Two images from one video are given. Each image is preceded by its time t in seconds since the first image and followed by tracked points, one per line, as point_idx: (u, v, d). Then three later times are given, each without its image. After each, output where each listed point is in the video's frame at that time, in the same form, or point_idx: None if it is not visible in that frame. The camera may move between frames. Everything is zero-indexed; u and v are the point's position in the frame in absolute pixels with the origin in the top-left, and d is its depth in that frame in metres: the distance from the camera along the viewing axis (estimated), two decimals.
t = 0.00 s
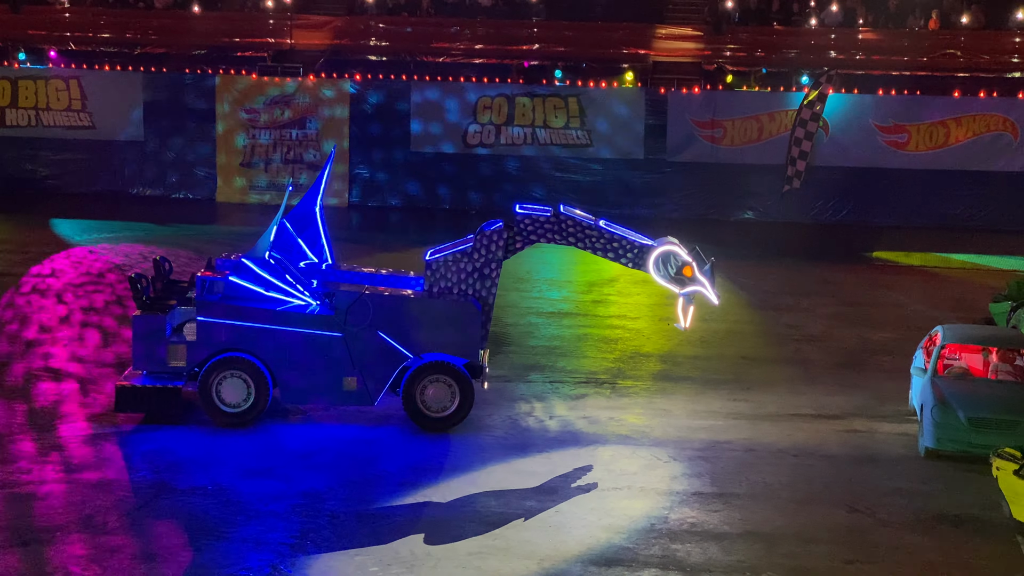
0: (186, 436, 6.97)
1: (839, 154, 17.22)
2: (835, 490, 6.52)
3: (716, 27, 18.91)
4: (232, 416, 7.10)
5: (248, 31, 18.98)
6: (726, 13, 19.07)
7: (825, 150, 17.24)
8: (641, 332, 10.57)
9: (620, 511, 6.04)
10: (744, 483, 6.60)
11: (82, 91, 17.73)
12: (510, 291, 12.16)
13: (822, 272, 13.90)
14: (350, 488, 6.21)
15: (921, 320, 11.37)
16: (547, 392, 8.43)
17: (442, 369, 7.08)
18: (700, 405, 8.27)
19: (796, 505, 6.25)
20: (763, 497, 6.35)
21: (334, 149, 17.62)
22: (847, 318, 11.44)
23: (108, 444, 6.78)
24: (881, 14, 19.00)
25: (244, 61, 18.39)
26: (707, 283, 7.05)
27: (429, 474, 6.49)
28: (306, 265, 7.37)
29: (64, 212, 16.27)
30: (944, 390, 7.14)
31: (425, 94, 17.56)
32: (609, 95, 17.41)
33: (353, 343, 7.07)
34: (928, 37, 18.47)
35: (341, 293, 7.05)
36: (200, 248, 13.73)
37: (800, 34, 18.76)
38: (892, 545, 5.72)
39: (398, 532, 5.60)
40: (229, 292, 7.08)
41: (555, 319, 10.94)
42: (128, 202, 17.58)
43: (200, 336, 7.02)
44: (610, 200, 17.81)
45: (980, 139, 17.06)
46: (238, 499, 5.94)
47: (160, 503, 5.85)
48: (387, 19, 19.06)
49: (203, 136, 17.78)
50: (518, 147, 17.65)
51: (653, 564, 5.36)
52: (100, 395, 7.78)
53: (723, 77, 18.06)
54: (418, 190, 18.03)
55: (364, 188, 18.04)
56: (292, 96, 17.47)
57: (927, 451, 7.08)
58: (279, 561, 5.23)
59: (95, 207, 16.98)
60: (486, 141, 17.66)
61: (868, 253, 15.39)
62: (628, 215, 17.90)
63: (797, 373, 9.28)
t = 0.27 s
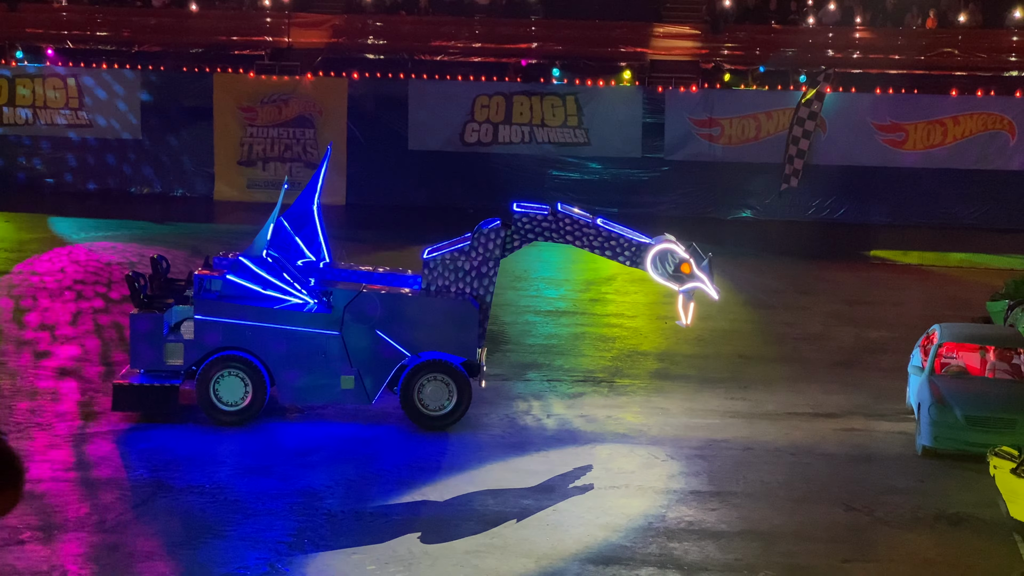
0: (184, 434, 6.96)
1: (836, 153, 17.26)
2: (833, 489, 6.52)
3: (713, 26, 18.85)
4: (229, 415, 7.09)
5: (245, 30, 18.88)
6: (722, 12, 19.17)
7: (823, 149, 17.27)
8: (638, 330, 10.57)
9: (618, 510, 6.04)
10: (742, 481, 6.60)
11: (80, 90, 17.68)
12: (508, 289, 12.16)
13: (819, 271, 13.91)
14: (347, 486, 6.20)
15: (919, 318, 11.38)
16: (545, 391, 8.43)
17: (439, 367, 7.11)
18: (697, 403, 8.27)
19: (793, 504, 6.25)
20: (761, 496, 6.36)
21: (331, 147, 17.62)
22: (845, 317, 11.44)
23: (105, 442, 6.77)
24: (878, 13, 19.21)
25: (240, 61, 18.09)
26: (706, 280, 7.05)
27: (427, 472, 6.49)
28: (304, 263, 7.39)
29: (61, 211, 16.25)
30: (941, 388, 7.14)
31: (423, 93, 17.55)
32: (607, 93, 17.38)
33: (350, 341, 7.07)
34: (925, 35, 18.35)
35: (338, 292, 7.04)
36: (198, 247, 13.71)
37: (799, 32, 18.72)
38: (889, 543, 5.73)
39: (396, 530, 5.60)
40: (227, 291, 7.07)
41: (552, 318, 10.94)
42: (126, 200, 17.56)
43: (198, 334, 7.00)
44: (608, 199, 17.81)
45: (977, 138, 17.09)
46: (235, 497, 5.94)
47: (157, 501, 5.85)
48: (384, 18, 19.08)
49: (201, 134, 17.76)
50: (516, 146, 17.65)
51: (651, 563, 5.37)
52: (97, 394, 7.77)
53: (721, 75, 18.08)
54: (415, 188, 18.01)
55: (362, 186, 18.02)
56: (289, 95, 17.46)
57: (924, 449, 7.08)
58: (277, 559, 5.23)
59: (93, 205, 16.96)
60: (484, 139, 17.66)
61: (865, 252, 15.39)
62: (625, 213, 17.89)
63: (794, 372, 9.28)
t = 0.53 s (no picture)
0: (182, 433, 6.96)
1: (836, 152, 17.33)
2: (831, 487, 6.53)
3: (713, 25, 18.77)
4: (228, 413, 7.09)
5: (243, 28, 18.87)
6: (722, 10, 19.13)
7: (822, 147, 17.33)
8: (637, 328, 10.58)
9: (616, 508, 6.05)
10: (741, 479, 6.61)
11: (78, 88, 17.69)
12: (507, 287, 12.16)
13: (818, 269, 13.91)
14: (346, 484, 6.21)
15: (917, 317, 11.39)
16: (544, 389, 8.44)
17: (438, 365, 7.14)
18: (697, 401, 8.28)
19: (792, 502, 6.26)
20: (760, 494, 6.37)
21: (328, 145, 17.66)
22: (844, 315, 11.45)
23: (104, 440, 6.77)
24: (878, 11, 19.40)
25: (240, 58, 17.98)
26: (706, 276, 7.04)
27: (426, 470, 6.49)
28: (304, 262, 7.30)
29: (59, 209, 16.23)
30: (940, 387, 7.16)
31: (423, 91, 17.59)
32: (606, 91, 17.38)
33: (349, 340, 7.07)
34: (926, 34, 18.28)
35: (337, 290, 7.05)
36: (196, 245, 13.70)
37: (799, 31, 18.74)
38: (888, 541, 5.73)
39: (395, 529, 5.60)
40: (226, 289, 7.09)
41: (552, 316, 10.94)
42: (124, 199, 17.54)
43: (196, 332, 7.00)
44: (607, 197, 17.80)
45: (975, 136, 17.11)
46: (234, 496, 5.94)
47: (156, 499, 5.85)
48: (383, 16, 18.93)
49: (199, 132, 17.74)
50: (515, 144, 17.65)
51: (650, 561, 5.37)
52: (96, 392, 7.77)
53: (721, 74, 17.53)
54: (414, 186, 18.00)
55: (360, 184, 18.01)
56: (288, 94, 17.50)
57: (923, 447, 7.09)
58: (276, 557, 5.23)
59: (91, 203, 16.95)
60: (483, 137, 17.66)
61: (864, 251, 15.39)
62: (624, 211, 17.88)
63: (794, 370, 9.29)
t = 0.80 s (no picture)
0: (182, 429, 6.96)
1: (836, 149, 17.35)
2: (831, 484, 6.53)
3: (713, 22, 18.91)
4: (228, 410, 7.10)
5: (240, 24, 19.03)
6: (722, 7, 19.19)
7: (822, 144, 17.36)
8: (636, 325, 10.58)
9: (615, 505, 6.06)
10: (740, 476, 6.62)
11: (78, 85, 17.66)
12: (506, 284, 12.16)
13: (817, 266, 13.92)
14: (345, 481, 6.21)
15: (916, 314, 11.39)
16: (543, 386, 8.45)
17: (437, 363, 7.12)
18: (696, 398, 8.29)
19: (791, 499, 6.27)
20: (759, 491, 6.37)
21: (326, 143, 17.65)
22: (843, 312, 11.45)
23: (103, 437, 6.77)
24: (878, 7, 19.35)
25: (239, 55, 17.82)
26: (707, 272, 7.02)
27: (425, 467, 6.50)
28: (303, 259, 7.33)
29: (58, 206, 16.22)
30: (939, 384, 7.16)
31: (422, 88, 17.54)
32: (606, 89, 17.39)
33: (349, 337, 7.07)
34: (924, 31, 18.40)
35: (337, 287, 7.06)
36: (195, 242, 13.69)
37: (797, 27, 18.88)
38: (887, 539, 5.74)
39: (394, 526, 5.61)
40: (225, 286, 7.11)
41: (551, 313, 10.95)
42: (123, 196, 17.52)
43: (195, 330, 6.99)
44: (606, 194, 17.80)
45: (974, 134, 17.11)
46: (233, 493, 5.94)
47: (155, 496, 5.85)
48: (383, 14, 19.09)
49: (198, 129, 17.71)
50: (514, 141, 17.65)
51: (650, 558, 5.38)
52: (95, 389, 7.77)
53: (721, 71, 17.34)
54: (413, 184, 17.98)
55: (360, 181, 18.00)
56: (288, 91, 17.49)
57: (922, 445, 7.10)
58: (275, 555, 5.23)
59: (90, 201, 16.93)
60: (483, 135, 17.65)
61: (864, 248, 15.39)
62: (623, 209, 17.88)
63: (793, 367, 9.29)
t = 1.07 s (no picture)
0: (183, 428, 6.96)
1: (837, 147, 17.34)
2: (832, 483, 6.53)
3: (714, 20, 18.96)
4: (229, 409, 7.10)
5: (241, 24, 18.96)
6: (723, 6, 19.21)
7: (824, 143, 17.35)
8: (637, 324, 10.59)
9: (616, 504, 6.06)
10: (741, 475, 6.62)
11: (79, 84, 17.69)
12: (507, 283, 12.17)
13: (817, 265, 13.92)
14: (346, 480, 6.21)
15: (917, 313, 11.39)
16: (544, 385, 8.45)
17: (438, 362, 7.10)
18: (697, 397, 8.29)
19: (792, 498, 6.27)
20: (760, 490, 6.37)
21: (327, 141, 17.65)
22: (844, 311, 11.45)
23: (104, 436, 6.78)
24: (879, 7, 19.39)
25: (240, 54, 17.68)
26: (708, 269, 7.03)
27: (426, 466, 6.50)
28: (304, 258, 7.38)
29: (60, 205, 16.22)
30: (940, 382, 7.16)
31: (423, 87, 17.57)
32: (607, 87, 17.41)
33: (349, 336, 7.07)
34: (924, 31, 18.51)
35: (337, 286, 7.05)
36: (197, 241, 13.69)
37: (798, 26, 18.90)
38: (889, 537, 5.74)
39: (395, 524, 5.61)
40: (226, 285, 7.09)
41: (552, 312, 10.95)
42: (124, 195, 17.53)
43: (196, 329, 6.99)
44: (607, 193, 17.80)
45: (976, 132, 17.09)
46: (234, 492, 5.94)
47: (156, 495, 5.85)
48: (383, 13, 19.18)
49: (199, 128, 17.72)
50: (515, 140, 17.65)
51: (651, 557, 5.38)
52: (96, 388, 7.77)
53: (721, 70, 17.29)
54: (414, 182, 17.97)
55: (361, 180, 18.00)
56: (289, 90, 17.48)
57: (923, 444, 7.09)
58: (276, 553, 5.23)
59: (91, 199, 16.94)
60: (484, 134, 17.66)
61: (865, 247, 15.38)
62: (625, 208, 17.88)
63: (795, 366, 9.29)
